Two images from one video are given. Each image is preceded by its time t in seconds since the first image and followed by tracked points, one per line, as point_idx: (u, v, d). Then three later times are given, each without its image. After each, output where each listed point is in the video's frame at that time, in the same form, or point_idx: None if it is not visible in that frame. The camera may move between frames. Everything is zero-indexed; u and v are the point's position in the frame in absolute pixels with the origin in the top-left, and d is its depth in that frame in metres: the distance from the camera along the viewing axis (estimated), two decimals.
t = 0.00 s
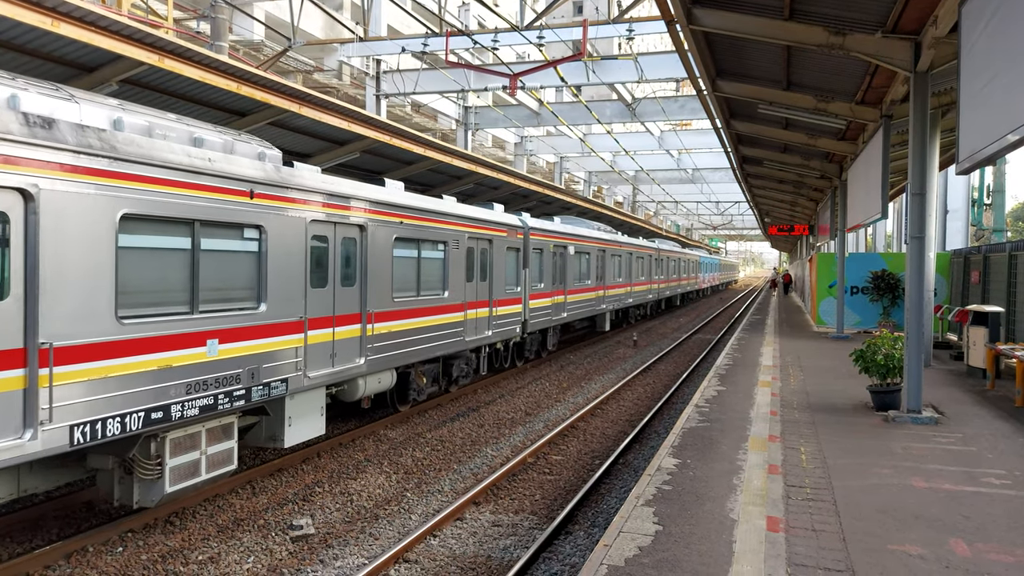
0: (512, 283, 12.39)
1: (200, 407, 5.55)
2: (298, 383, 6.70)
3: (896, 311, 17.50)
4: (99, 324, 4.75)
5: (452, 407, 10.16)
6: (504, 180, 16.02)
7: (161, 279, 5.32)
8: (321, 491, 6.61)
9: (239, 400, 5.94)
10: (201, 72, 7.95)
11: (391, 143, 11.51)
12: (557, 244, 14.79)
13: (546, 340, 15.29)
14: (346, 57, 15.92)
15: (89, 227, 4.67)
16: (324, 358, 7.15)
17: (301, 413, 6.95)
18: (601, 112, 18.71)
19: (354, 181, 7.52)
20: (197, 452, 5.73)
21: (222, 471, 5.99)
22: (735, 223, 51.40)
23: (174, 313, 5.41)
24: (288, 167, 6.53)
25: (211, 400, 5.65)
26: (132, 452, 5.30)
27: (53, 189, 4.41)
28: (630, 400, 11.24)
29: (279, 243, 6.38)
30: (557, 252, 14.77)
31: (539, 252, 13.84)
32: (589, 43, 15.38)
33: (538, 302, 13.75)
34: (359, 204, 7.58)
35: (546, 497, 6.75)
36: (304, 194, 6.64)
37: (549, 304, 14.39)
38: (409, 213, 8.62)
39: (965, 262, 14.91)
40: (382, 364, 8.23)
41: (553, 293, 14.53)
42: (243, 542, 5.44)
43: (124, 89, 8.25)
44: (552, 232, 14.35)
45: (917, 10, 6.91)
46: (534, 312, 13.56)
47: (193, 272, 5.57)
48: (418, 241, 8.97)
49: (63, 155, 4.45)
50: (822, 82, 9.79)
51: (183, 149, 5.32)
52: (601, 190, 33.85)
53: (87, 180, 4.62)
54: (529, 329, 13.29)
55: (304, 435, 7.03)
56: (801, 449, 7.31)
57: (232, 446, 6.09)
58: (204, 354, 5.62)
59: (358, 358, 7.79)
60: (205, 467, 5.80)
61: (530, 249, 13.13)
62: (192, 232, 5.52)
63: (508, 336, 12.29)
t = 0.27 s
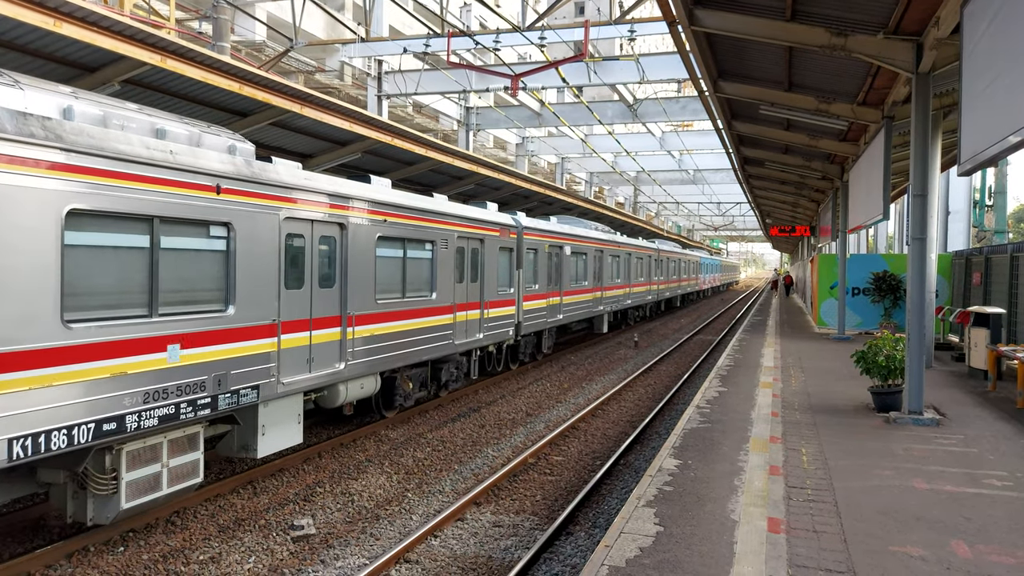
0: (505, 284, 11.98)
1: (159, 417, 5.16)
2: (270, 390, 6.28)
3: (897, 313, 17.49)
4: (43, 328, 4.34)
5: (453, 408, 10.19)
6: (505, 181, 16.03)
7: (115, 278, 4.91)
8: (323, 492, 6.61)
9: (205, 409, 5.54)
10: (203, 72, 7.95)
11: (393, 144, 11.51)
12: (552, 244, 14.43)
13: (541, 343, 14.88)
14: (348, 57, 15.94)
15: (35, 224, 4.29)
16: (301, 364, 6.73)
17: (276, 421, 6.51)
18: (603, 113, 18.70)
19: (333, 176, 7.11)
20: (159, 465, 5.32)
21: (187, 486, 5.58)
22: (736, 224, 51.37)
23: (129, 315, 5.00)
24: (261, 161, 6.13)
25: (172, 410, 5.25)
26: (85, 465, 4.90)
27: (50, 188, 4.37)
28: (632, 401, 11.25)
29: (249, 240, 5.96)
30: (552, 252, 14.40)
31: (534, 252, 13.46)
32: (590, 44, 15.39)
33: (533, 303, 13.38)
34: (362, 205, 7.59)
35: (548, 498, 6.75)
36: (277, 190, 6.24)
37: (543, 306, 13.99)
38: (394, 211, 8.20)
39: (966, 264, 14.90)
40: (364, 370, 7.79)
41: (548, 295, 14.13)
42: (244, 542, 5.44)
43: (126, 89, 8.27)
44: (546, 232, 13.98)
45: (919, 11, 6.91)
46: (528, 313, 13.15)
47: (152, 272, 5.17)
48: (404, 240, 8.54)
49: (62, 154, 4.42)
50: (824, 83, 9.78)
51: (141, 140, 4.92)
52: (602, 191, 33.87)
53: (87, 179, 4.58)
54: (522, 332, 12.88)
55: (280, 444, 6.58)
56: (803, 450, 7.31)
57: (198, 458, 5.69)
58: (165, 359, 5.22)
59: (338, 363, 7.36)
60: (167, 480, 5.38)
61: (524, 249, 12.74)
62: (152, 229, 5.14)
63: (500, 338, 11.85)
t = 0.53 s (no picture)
0: (497, 286, 11.65)
1: (115, 429, 4.78)
2: (240, 399, 5.93)
3: (898, 314, 17.48)
4: None
5: (454, 408, 10.20)
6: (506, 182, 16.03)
7: (63, 279, 4.57)
8: (323, 492, 6.62)
9: (166, 420, 5.19)
10: (204, 73, 7.96)
11: (394, 145, 11.51)
12: (547, 244, 14.10)
13: (535, 346, 14.51)
14: (349, 58, 15.95)
15: None
16: (275, 369, 6.39)
17: (249, 430, 6.16)
18: (604, 114, 18.69)
19: (308, 172, 6.79)
20: (116, 479, 4.97)
21: (149, 500, 5.21)
22: (737, 225, 51.38)
23: (81, 320, 4.65)
24: (231, 156, 5.81)
25: (130, 420, 4.88)
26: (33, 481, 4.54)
27: (44, 188, 4.34)
28: (633, 402, 11.25)
29: (214, 239, 5.61)
30: (547, 252, 14.06)
31: (527, 252, 13.10)
32: (591, 46, 15.39)
33: (526, 305, 13.04)
34: (362, 205, 7.61)
35: (548, 499, 6.76)
36: (247, 186, 5.93)
37: (537, 308, 13.66)
38: (377, 210, 7.89)
39: (968, 265, 14.89)
40: (346, 375, 7.45)
41: (542, 297, 13.80)
42: (245, 543, 5.45)
43: (127, 90, 8.28)
44: (541, 232, 13.66)
45: (920, 13, 6.92)
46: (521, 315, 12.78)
47: (107, 272, 4.86)
48: (389, 239, 8.24)
49: (59, 154, 4.41)
50: (825, 84, 9.79)
51: (95, 131, 4.61)
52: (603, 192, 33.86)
53: (82, 179, 4.56)
54: (515, 335, 12.52)
55: (254, 454, 6.23)
56: (803, 451, 7.31)
57: (161, 471, 5.32)
58: (121, 366, 4.85)
59: (318, 369, 7.02)
60: (124, 495, 5.02)
61: (517, 250, 12.40)
62: (107, 226, 4.81)
63: (492, 342, 11.50)
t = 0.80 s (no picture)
0: (489, 288, 11.36)
1: (67, 442, 4.46)
2: (210, 407, 5.61)
3: (899, 315, 17.47)
4: None
5: (455, 409, 10.21)
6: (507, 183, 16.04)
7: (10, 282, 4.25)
8: (324, 494, 6.62)
9: (126, 431, 4.87)
10: (205, 74, 7.96)
11: (395, 146, 11.51)
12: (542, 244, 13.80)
13: (530, 349, 14.21)
14: (349, 60, 15.96)
15: None
16: (248, 376, 6.07)
17: (220, 440, 5.88)
18: (604, 115, 18.71)
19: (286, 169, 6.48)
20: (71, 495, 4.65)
21: (108, 516, 4.89)
22: (737, 227, 51.41)
23: (29, 326, 4.34)
24: (199, 151, 5.51)
25: (84, 432, 4.58)
26: None
27: (33, 189, 4.28)
28: (633, 403, 11.25)
29: (180, 239, 5.30)
30: (541, 253, 13.76)
31: (521, 254, 12.80)
32: (591, 47, 15.42)
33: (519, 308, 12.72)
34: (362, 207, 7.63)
35: (548, 500, 6.76)
36: (218, 183, 5.63)
37: (532, 310, 13.33)
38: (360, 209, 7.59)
39: (968, 266, 14.88)
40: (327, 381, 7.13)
41: (537, 299, 13.48)
42: (245, 544, 5.44)
43: (128, 91, 8.28)
44: (535, 232, 13.37)
45: (920, 14, 6.93)
46: (514, 318, 12.47)
47: (58, 273, 4.53)
48: (373, 239, 7.95)
49: (56, 154, 4.39)
50: (825, 86, 9.80)
51: (44, 123, 4.30)
52: (604, 193, 33.87)
53: (71, 179, 4.49)
54: (508, 338, 12.21)
55: (225, 465, 5.96)
56: (804, 452, 7.31)
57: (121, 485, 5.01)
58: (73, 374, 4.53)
59: (295, 375, 6.70)
60: (80, 512, 4.68)
61: (510, 250, 12.10)
62: (59, 224, 4.50)
63: (484, 346, 11.22)
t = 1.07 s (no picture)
0: (481, 290, 11.10)
1: (15, 455, 4.20)
2: (176, 415, 5.35)
3: (899, 318, 17.48)
4: None
5: (455, 411, 10.22)
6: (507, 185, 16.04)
7: None
8: (323, 495, 6.61)
9: (82, 443, 4.60)
10: (206, 75, 7.96)
11: (396, 148, 11.51)
12: (536, 245, 13.52)
13: (524, 352, 13.92)
14: (350, 61, 15.96)
15: None
16: (220, 383, 5.81)
17: (191, 450, 5.63)
18: (605, 117, 18.73)
19: (261, 165, 6.22)
20: (21, 511, 4.39)
21: (63, 532, 4.63)
22: (737, 229, 51.44)
23: None
24: (166, 146, 5.26)
25: (34, 444, 4.30)
26: None
27: (26, 188, 4.28)
28: (633, 405, 11.25)
29: (142, 239, 5.02)
30: (535, 254, 13.49)
31: (514, 255, 12.53)
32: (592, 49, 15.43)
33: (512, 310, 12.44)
34: (362, 209, 7.65)
35: (548, 502, 6.76)
36: (185, 179, 5.36)
37: (526, 312, 13.05)
38: (342, 208, 7.33)
39: (968, 269, 14.88)
40: (307, 387, 6.89)
41: (531, 301, 13.20)
42: (244, 545, 5.44)
43: (129, 92, 8.28)
44: (529, 233, 13.11)
45: (921, 17, 6.94)
46: (507, 321, 12.20)
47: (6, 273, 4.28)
48: (357, 241, 7.68)
49: (58, 156, 4.43)
50: (825, 88, 9.81)
51: None
52: (604, 195, 33.87)
53: (65, 179, 4.49)
54: (500, 341, 11.94)
55: (198, 476, 5.71)
56: (804, 455, 7.31)
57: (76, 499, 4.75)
58: (22, 382, 4.26)
59: (272, 382, 6.45)
60: (32, 530, 4.43)
61: (503, 252, 11.84)
62: (6, 222, 4.24)
63: (475, 349, 10.97)
